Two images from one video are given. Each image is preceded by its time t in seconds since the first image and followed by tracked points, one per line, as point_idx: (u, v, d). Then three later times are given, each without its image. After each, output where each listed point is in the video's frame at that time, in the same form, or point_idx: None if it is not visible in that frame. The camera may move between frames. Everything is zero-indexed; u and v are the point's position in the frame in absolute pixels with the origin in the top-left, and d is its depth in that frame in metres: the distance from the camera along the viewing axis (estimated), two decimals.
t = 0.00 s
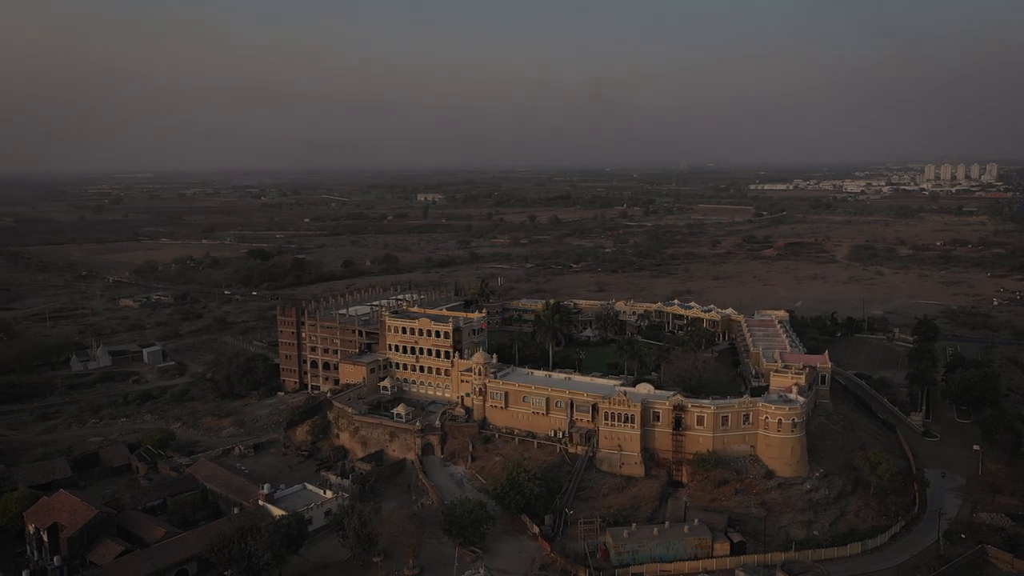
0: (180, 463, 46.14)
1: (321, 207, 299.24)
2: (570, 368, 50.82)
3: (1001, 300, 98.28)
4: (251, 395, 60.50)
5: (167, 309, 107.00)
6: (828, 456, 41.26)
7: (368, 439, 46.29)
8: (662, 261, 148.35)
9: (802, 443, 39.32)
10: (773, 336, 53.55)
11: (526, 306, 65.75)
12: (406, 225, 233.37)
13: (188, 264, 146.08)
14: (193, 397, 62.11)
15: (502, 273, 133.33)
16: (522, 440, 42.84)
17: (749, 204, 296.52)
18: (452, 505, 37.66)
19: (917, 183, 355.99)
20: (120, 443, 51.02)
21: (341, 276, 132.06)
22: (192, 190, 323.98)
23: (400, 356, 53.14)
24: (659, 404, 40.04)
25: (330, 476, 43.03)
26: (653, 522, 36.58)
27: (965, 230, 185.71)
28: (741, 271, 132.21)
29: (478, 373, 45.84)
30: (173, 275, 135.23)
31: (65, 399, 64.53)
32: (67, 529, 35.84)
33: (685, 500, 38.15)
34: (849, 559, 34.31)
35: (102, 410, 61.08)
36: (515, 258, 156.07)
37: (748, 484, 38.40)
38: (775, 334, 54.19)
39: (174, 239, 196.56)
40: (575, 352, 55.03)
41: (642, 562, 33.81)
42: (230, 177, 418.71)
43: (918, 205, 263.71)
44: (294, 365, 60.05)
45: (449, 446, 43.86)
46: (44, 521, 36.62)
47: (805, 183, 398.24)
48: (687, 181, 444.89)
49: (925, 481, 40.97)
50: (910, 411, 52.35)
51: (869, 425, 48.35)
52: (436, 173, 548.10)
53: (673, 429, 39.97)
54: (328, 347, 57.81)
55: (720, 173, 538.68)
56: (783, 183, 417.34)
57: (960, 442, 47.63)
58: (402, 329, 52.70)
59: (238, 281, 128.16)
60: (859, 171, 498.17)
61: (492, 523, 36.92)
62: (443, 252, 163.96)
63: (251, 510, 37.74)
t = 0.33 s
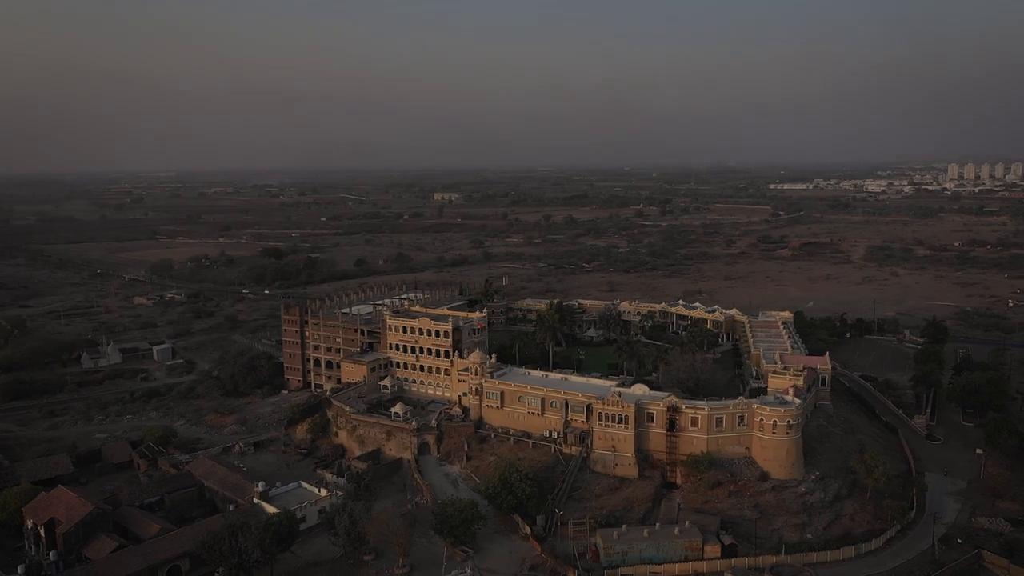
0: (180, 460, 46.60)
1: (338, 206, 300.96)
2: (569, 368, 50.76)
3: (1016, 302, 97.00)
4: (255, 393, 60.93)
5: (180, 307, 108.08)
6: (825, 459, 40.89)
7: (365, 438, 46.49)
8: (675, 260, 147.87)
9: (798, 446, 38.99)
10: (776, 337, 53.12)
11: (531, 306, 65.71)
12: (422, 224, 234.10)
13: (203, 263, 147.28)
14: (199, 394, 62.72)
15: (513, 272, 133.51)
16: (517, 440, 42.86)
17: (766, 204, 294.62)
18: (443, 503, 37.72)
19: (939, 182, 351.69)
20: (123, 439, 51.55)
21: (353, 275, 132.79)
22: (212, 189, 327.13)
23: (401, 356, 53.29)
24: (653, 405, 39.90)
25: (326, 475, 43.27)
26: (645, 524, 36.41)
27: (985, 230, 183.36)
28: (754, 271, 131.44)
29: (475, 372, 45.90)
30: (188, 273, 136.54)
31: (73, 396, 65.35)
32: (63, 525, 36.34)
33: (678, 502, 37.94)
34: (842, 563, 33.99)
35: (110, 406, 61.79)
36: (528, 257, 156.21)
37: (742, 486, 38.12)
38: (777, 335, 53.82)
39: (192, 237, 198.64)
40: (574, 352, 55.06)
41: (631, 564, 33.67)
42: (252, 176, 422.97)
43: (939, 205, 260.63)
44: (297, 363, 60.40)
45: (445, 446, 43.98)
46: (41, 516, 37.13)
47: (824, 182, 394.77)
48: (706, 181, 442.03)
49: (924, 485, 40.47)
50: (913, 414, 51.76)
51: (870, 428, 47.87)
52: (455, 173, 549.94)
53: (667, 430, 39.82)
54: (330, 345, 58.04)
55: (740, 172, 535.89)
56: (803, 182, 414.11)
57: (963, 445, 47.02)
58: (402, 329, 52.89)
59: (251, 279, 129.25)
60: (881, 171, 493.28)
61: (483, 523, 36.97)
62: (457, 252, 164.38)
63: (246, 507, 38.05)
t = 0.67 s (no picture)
0: (181, 454, 47.07)
1: (355, 202, 302.15)
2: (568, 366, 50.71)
3: None
4: (260, 389, 61.38)
5: (192, 304, 109.02)
6: (822, 459, 40.55)
7: (363, 434, 46.70)
8: (689, 258, 146.97)
9: (793, 446, 38.69)
10: (777, 336, 52.70)
11: (535, 304, 65.63)
12: (437, 221, 234.58)
13: (218, 259, 148.42)
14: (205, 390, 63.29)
15: (525, 269, 133.30)
16: (512, 438, 42.89)
17: (785, 202, 292.00)
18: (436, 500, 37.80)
19: (963, 180, 346.42)
20: (126, 434, 52.09)
21: (365, 272, 133.24)
22: (231, 186, 329.81)
23: (401, 352, 53.46)
24: (647, 403, 39.73)
25: (323, 471, 43.52)
26: (636, 523, 36.28)
27: (1007, 229, 180.45)
28: (767, 269, 130.38)
29: (472, 370, 45.97)
30: (202, 269, 137.80)
31: (81, 391, 66.11)
32: (60, 518, 36.86)
33: (671, 501, 37.79)
34: (834, 564, 33.71)
35: (118, 401, 62.49)
36: (541, 255, 155.88)
37: (735, 486, 37.90)
38: (779, 334, 53.40)
39: (209, 234, 200.30)
40: (574, 350, 54.99)
41: (621, 563, 33.56)
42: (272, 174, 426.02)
43: (961, 202, 256.79)
44: (301, 360, 60.71)
45: (441, 443, 44.09)
46: (40, 509, 37.69)
47: (845, 179, 390.22)
48: (725, 178, 438.84)
49: (922, 486, 39.99)
50: (917, 414, 51.18)
51: (871, 428, 47.40)
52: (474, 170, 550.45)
53: (661, 429, 39.65)
54: (333, 342, 58.30)
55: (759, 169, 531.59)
56: (824, 179, 409.68)
57: (965, 446, 46.43)
58: (403, 326, 53.03)
59: (264, 276, 130.07)
60: (903, 168, 487.03)
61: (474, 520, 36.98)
62: (470, 249, 164.43)
63: (240, 502, 38.37)
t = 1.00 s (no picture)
0: (181, 449, 47.53)
1: (371, 199, 303.56)
2: (567, 363, 50.68)
3: None
4: (264, 384, 61.81)
5: (205, 299, 110.00)
6: (818, 459, 40.23)
7: (360, 430, 46.94)
8: (701, 255, 146.30)
9: (787, 445, 38.42)
10: (778, 334, 52.31)
11: (538, 302, 65.59)
12: (452, 218, 234.91)
13: (232, 255, 149.74)
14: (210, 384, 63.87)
15: (536, 266, 133.35)
16: (507, 435, 42.97)
17: (802, 198, 289.67)
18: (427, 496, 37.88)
19: (985, 177, 341.76)
20: (129, 428, 52.64)
21: (377, 268, 133.84)
22: (250, 183, 332.58)
23: (401, 349, 53.62)
24: (641, 401, 39.66)
25: (319, 466, 43.78)
26: (627, 521, 36.17)
27: None
28: (779, 267, 129.58)
29: (469, 366, 46.06)
30: (217, 265, 138.99)
31: (90, 385, 66.92)
32: (57, 510, 37.37)
33: (664, 499, 37.63)
34: (825, 565, 33.45)
35: (125, 395, 63.21)
36: (553, 252, 155.93)
37: (728, 485, 37.69)
38: (780, 332, 53.04)
39: (225, 230, 202.03)
40: (574, 348, 54.94)
41: (609, 561, 33.54)
42: (291, 171, 429.83)
43: (982, 200, 253.43)
44: (305, 355, 60.99)
45: (437, 439, 44.27)
46: (38, 502, 38.21)
47: (865, 175, 386.37)
48: (744, 174, 436.09)
49: (919, 486, 39.55)
50: (919, 413, 50.68)
51: (872, 427, 46.97)
52: (491, 166, 551.55)
53: (655, 427, 39.55)
54: (336, 338, 58.57)
55: (777, 166, 527.64)
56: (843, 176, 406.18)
57: (967, 446, 45.90)
58: (403, 322, 53.18)
59: (277, 272, 131.00)
60: (924, 164, 481.56)
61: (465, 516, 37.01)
62: (482, 246, 164.72)
63: (235, 496, 38.68)
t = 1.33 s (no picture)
0: (182, 443, 47.98)
1: (387, 195, 304.50)
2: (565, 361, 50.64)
3: None
4: (268, 379, 62.20)
5: (216, 295, 110.84)
6: (813, 458, 39.91)
7: (357, 426, 47.16)
8: (714, 253, 145.44)
9: (781, 445, 38.15)
10: (780, 333, 51.92)
11: (542, 298, 65.44)
12: (466, 215, 235.03)
13: (246, 251, 150.75)
14: (215, 379, 64.37)
15: (547, 263, 133.16)
16: (501, 432, 43.04)
17: (820, 195, 287.07)
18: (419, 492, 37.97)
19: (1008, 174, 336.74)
20: (131, 422, 53.17)
21: (389, 264, 134.24)
22: (267, 179, 334.79)
23: (401, 345, 53.78)
24: (634, 399, 39.59)
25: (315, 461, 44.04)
26: (618, 519, 36.06)
27: None
28: (792, 264, 128.53)
29: (465, 364, 46.14)
30: (230, 261, 140.17)
31: (97, 380, 67.65)
32: (55, 503, 37.87)
33: (655, 498, 37.47)
34: (815, 565, 33.20)
35: (131, 389, 63.86)
36: (565, 248, 155.71)
37: (720, 484, 37.47)
38: (781, 330, 52.62)
39: (241, 226, 203.50)
40: (574, 346, 54.88)
41: (597, 559, 33.44)
42: (309, 167, 431.89)
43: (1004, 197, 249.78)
44: (308, 351, 61.29)
45: (432, 436, 44.42)
46: (36, 494, 38.72)
47: (887, 172, 381.94)
48: (762, 171, 432.73)
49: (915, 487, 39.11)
50: (921, 413, 50.18)
51: (871, 427, 46.54)
52: (508, 163, 551.17)
53: (647, 425, 39.45)
54: (338, 334, 58.82)
55: (797, 162, 523.12)
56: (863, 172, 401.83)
57: (968, 448, 45.39)
58: (403, 319, 53.30)
59: (289, 268, 131.73)
60: (947, 161, 475.71)
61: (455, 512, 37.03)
62: (494, 242, 164.72)
63: (229, 490, 38.96)
